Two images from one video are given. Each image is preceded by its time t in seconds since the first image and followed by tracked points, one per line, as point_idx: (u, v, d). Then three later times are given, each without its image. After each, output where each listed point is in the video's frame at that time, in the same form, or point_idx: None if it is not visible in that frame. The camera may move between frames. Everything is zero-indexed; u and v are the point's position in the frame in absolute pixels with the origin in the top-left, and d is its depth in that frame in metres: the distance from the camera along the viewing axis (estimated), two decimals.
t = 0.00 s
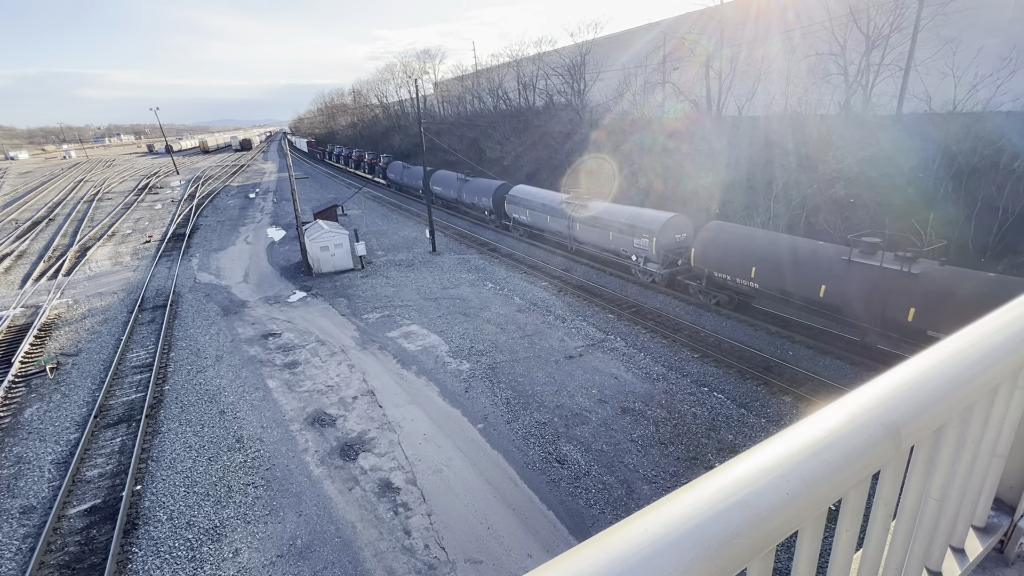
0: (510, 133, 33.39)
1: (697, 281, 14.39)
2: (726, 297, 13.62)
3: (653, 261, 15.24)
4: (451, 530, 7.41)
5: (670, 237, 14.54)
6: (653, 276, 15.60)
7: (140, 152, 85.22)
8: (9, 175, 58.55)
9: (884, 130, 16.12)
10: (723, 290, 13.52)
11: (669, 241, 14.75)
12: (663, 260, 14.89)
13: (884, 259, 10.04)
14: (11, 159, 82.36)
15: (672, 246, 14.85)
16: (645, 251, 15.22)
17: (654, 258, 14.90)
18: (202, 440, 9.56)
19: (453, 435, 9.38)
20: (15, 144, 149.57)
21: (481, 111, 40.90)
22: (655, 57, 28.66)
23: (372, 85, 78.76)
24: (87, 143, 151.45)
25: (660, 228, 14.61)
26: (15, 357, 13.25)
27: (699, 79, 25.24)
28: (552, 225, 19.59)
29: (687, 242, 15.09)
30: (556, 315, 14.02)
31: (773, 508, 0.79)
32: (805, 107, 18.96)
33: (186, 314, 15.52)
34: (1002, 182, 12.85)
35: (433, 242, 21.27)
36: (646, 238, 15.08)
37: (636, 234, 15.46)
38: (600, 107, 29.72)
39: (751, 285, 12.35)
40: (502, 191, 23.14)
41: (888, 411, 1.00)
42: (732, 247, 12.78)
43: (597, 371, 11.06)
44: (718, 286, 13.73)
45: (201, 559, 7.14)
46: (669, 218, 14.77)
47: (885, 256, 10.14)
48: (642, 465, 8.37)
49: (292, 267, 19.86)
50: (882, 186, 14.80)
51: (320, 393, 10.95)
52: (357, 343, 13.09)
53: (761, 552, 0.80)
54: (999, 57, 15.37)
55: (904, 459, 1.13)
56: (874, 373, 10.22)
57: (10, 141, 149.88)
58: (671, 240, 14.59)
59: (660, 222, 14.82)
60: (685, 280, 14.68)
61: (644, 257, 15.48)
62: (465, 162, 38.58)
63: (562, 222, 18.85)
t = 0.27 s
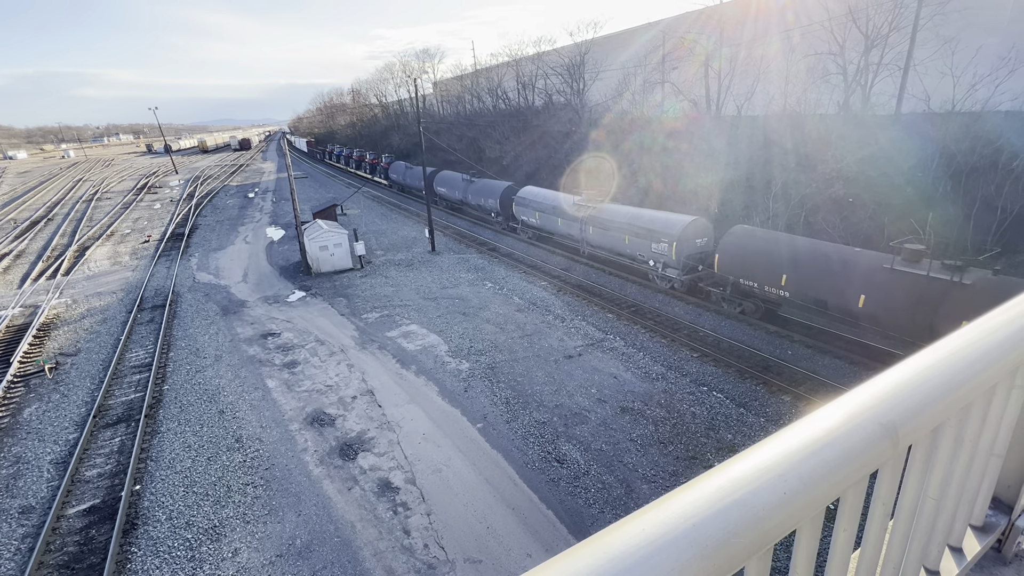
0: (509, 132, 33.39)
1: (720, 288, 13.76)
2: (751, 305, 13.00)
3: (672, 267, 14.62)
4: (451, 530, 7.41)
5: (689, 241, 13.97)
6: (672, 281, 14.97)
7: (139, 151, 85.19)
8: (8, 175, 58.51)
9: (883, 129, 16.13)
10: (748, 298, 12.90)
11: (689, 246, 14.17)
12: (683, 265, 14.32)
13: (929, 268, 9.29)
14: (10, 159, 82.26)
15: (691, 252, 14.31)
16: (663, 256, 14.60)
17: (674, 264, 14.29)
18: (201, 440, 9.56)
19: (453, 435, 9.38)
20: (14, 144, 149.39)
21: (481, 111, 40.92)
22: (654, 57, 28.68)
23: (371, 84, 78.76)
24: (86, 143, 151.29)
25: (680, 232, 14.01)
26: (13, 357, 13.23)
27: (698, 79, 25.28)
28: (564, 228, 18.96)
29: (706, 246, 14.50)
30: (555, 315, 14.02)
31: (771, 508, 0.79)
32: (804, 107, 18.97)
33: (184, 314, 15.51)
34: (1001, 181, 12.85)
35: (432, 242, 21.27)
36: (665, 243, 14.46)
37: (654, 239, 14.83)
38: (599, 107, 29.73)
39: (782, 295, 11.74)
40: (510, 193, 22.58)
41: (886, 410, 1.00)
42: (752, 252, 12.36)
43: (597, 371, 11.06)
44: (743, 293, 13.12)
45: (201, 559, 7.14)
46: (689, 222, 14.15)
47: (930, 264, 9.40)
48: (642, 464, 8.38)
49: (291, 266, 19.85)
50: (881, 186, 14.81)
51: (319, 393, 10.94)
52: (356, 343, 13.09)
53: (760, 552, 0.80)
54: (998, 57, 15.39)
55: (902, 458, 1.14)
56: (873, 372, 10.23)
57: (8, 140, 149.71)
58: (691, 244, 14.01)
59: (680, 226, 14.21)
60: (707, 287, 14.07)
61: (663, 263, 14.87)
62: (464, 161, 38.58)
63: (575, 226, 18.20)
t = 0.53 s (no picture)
0: (509, 132, 33.39)
1: (747, 297, 13.01)
2: (780, 314, 12.24)
3: (693, 273, 13.94)
4: (450, 529, 7.41)
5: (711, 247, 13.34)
6: (694, 288, 14.25)
7: (138, 151, 85.21)
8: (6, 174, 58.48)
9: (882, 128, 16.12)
10: (777, 307, 12.15)
11: (711, 251, 13.53)
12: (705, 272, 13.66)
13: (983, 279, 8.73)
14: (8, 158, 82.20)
15: (714, 257, 13.64)
16: (684, 261, 13.93)
17: (696, 269, 13.62)
18: (200, 439, 9.55)
19: (453, 434, 9.38)
20: (13, 143, 149.24)
21: (480, 110, 40.91)
22: (653, 56, 28.69)
23: (370, 84, 78.75)
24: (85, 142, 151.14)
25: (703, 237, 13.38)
26: (12, 356, 13.22)
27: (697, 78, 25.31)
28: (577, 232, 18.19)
29: (729, 251, 13.86)
30: (555, 314, 14.02)
31: (768, 507, 0.79)
32: (804, 106, 18.96)
33: (183, 313, 15.49)
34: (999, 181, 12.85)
35: (431, 241, 21.26)
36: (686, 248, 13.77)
37: (674, 243, 14.15)
38: (599, 106, 29.72)
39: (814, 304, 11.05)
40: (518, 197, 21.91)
41: (884, 410, 1.00)
42: (774, 256, 11.78)
43: (596, 370, 11.06)
44: (772, 301, 12.37)
45: (200, 558, 7.14)
46: (713, 226, 13.50)
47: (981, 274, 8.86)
48: (641, 463, 8.38)
49: (290, 266, 19.84)
50: (879, 186, 14.82)
51: (318, 392, 10.94)
52: (356, 342, 13.08)
53: (758, 552, 0.80)
54: (997, 56, 15.39)
55: (900, 457, 1.14)
56: (872, 371, 10.23)
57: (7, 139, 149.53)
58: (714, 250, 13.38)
59: (703, 230, 13.56)
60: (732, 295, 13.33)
61: (683, 269, 14.18)
62: (464, 160, 38.57)
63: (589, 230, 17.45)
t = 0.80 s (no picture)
0: (508, 131, 33.37)
1: (775, 305, 12.31)
2: (812, 324, 11.56)
3: (716, 279, 13.31)
4: (450, 529, 7.41)
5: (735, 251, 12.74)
6: (717, 295, 13.59)
7: (137, 150, 85.23)
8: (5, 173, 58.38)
9: (882, 128, 16.11)
10: (809, 316, 11.49)
11: (736, 258, 12.92)
12: (729, 278, 13.04)
13: None
14: (6, 157, 82.08)
15: (738, 263, 13.02)
16: (707, 267, 13.30)
17: (720, 276, 12.99)
18: (200, 439, 9.54)
19: (452, 433, 9.38)
20: (11, 142, 149.08)
21: (479, 109, 40.88)
22: (653, 55, 28.68)
23: (369, 83, 78.68)
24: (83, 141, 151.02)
25: (728, 242, 12.78)
26: (11, 355, 13.21)
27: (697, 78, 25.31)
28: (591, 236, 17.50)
29: (755, 257, 13.23)
30: (554, 313, 14.01)
31: (769, 508, 0.79)
32: (803, 105, 18.95)
33: (182, 313, 15.49)
34: (999, 180, 12.84)
35: (431, 240, 21.24)
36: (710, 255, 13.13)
37: (696, 248, 13.53)
38: (598, 105, 29.71)
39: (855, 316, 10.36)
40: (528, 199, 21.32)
41: (886, 410, 0.99)
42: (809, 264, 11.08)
43: (595, 370, 11.05)
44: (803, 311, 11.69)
45: (199, 558, 7.14)
46: (738, 231, 12.89)
47: None
48: (640, 463, 8.38)
49: (290, 265, 19.84)
50: (879, 185, 14.82)
51: (318, 392, 10.93)
52: (355, 342, 13.06)
53: (759, 552, 0.79)
54: (996, 55, 15.38)
55: (902, 458, 1.13)
56: (872, 370, 10.24)
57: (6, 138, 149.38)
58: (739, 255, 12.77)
59: (728, 235, 12.94)
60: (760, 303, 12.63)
61: (706, 275, 13.56)
62: (463, 160, 38.55)
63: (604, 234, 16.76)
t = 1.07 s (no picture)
0: (508, 130, 33.35)
1: (808, 315, 11.69)
2: (848, 336, 10.91)
3: (742, 286, 12.58)
4: (450, 528, 7.40)
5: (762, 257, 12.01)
6: (743, 303, 12.89)
7: (136, 149, 85.10)
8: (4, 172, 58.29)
9: (882, 127, 16.10)
10: (844, 327, 10.85)
11: (764, 264, 12.17)
12: (756, 286, 12.30)
13: None
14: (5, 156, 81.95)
15: (767, 270, 12.26)
16: (732, 274, 12.58)
17: (747, 283, 12.27)
18: (199, 438, 9.53)
19: (452, 433, 9.37)
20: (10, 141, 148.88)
21: (479, 108, 40.86)
22: (653, 54, 28.68)
23: (369, 82, 78.63)
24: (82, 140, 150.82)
25: (755, 247, 12.04)
26: (10, 354, 13.19)
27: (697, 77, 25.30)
28: (605, 240, 16.79)
29: (783, 263, 12.54)
30: (554, 313, 14.00)
31: (772, 509, 0.78)
32: (802, 104, 18.96)
33: (182, 312, 15.48)
34: (998, 180, 12.84)
35: (430, 240, 21.22)
36: (736, 261, 12.40)
37: (720, 253, 12.79)
38: (598, 104, 29.70)
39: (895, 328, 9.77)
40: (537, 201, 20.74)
41: (889, 410, 0.99)
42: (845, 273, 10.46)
43: (595, 369, 11.05)
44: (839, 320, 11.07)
45: (198, 557, 7.13)
46: (767, 235, 12.13)
47: None
48: (640, 462, 8.38)
49: (289, 264, 19.82)
50: (878, 184, 14.81)
51: (317, 391, 10.92)
52: (354, 341, 13.06)
53: (762, 555, 0.79)
54: (995, 55, 15.39)
55: (904, 458, 1.12)
56: (871, 370, 10.24)
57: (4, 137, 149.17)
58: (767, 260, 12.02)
59: (755, 240, 12.18)
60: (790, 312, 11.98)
61: (732, 282, 12.81)
62: (462, 159, 38.53)
63: (619, 237, 16.06)
